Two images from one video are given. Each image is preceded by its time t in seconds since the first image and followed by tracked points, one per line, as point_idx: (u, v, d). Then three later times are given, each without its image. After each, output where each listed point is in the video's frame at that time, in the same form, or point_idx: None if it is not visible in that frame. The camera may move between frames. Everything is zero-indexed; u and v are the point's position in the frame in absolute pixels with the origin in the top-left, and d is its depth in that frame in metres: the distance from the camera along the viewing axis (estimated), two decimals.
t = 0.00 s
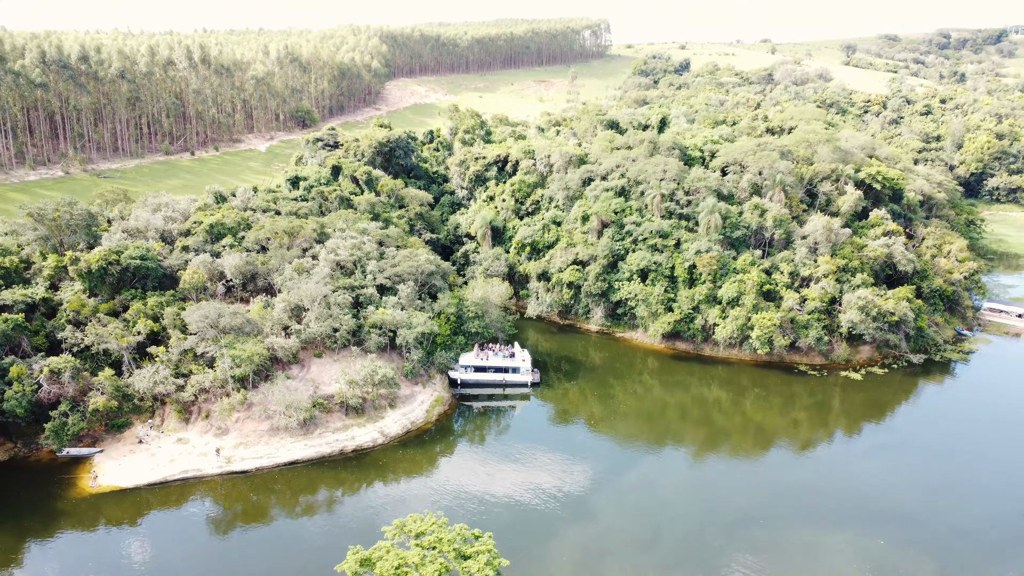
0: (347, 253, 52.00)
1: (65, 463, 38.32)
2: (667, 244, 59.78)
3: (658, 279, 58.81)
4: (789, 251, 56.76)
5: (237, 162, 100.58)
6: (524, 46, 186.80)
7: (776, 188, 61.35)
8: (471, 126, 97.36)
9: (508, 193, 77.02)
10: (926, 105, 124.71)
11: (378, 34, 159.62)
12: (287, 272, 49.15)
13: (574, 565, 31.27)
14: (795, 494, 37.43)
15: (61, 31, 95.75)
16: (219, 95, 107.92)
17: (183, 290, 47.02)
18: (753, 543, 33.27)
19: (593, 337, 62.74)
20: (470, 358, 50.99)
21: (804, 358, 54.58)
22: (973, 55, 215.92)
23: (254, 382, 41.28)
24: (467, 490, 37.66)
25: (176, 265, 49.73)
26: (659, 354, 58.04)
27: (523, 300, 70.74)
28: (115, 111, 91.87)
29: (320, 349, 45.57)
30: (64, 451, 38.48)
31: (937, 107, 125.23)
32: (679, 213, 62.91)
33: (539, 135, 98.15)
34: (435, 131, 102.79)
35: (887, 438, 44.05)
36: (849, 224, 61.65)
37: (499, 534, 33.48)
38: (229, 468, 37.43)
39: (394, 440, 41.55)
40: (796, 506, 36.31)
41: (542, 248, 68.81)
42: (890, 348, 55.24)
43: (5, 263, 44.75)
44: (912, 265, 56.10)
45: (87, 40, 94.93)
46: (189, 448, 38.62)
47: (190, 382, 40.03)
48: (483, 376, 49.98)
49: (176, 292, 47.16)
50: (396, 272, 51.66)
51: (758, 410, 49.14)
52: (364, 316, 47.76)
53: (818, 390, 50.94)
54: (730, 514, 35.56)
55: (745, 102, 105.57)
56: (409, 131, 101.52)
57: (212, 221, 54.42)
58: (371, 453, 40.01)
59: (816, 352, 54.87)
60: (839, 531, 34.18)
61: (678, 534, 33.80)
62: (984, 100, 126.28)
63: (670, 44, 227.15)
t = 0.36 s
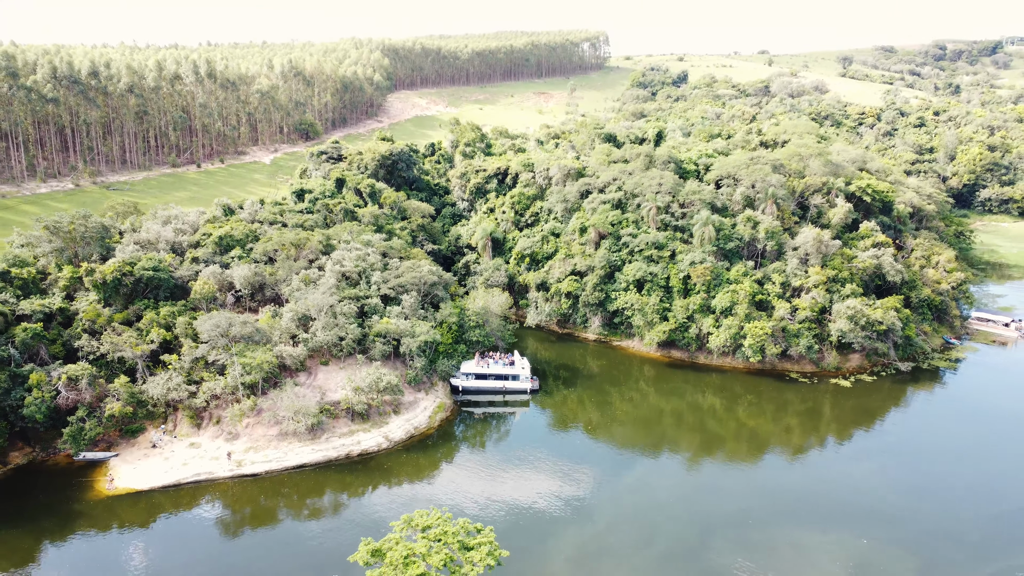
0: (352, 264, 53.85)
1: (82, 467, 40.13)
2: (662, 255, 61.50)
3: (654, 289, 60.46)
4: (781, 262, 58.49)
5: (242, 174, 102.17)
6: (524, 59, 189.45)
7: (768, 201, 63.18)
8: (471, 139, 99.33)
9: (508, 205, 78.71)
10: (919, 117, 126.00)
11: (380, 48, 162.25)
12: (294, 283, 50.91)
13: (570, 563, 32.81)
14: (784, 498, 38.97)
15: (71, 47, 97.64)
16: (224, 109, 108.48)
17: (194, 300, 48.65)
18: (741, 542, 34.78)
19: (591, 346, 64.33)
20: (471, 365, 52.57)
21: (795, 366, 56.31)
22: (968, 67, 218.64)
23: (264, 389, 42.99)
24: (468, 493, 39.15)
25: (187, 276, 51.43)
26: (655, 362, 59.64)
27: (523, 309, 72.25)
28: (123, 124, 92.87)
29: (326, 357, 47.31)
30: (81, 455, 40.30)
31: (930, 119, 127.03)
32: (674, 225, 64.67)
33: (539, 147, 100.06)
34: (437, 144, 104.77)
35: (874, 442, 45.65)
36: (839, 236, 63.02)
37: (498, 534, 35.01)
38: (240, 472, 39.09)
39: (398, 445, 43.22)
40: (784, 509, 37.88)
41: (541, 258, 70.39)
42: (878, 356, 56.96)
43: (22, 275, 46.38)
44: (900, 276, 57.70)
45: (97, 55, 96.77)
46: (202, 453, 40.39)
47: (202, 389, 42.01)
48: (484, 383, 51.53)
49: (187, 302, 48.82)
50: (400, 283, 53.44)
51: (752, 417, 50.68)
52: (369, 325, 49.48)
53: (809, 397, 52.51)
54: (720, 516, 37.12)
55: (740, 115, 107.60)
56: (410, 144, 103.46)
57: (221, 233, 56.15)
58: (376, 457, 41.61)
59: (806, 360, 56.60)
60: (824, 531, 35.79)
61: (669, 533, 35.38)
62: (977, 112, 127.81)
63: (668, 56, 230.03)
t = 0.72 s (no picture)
0: (357, 267, 55.57)
1: (98, 463, 41.83)
2: (658, 258, 63.07)
3: (650, 291, 62.05)
4: (773, 265, 60.14)
5: (247, 178, 103.77)
6: (524, 62, 191.33)
7: (761, 205, 64.81)
8: (472, 144, 101.04)
9: (508, 209, 80.34)
10: (914, 121, 127.41)
11: (382, 53, 164.14)
12: (301, 285, 52.63)
13: (566, 553, 34.41)
14: (772, 493, 40.59)
15: (79, 53, 99.42)
16: (230, 114, 110.46)
17: (204, 302, 50.31)
18: (730, 535, 36.36)
19: (589, 346, 65.95)
20: (472, 365, 54.26)
21: (786, 366, 58.10)
22: (965, 70, 220.12)
23: (273, 388, 44.67)
24: (469, 488, 40.78)
25: (197, 279, 53.13)
26: (650, 362, 61.26)
27: (523, 311, 73.83)
28: (131, 130, 94.45)
29: (332, 357, 49.02)
30: (98, 451, 42.03)
31: (925, 123, 128.51)
32: (670, 229, 66.29)
33: (538, 152, 101.79)
34: (438, 148, 106.52)
35: (861, 440, 47.28)
36: (831, 240, 64.45)
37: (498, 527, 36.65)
38: (250, 467, 40.77)
39: (402, 442, 44.96)
40: (772, 503, 39.50)
41: (541, 261, 71.93)
42: (867, 356, 58.72)
43: (39, 278, 48.02)
44: (890, 278, 59.30)
45: (105, 61, 98.50)
46: (213, 449, 42.08)
47: (213, 388, 43.74)
48: (484, 382, 53.21)
49: (197, 304, 50.51)
50: (403, 285, 55.17)
51: (744, 415, 52.34)
52: (374, 327, 51.19)
53: (800, 396, 54.18)
54: (710, 510, 38.74)
55: (737, 119, 109.29)
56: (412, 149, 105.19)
57: (230, 237, 57.79)
58: (381, 454, 43.35)
59: (797, 360, 58.34)
60: (810, 524, 37.38)
61: (660, 525, 37.00)
62: (971, 115, 129.24)
63: (667, 60, 231.88)
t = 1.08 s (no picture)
0: (361, 271, 57.31)
1: (114, 458, 43.57)
2: (654, 260, 64.69)
3: (646, 292, 63.68)
4: (766, 267, 61.81)
5: (251, 181, 105.43)
6: (524, 65, 193.02)
7: (754, 209, 66.49)
8: (472, 147, 102.64)
9: (508, 211, 81.88)
10: (909, 124, 128.94)
11: (383, 56, 165.84)
12: (308, 288, 54.42)
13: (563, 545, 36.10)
14: (760, 488, 42.30)
15: (87, 59, 101.16)
16: (234, 118, 111.80)
17: (214, 304, 51.97)
18: (719, 527, 38.06)
19: (586, 346, 67.55)
20: (473, 365, 55.95)
21: (778, 365, 59.76)
22: (962, 72, 221.48)
23: (280, 387, 46.41)
24: (470, 483, 42.46)
25: (207, 281, 54.83)
26: (647, 362, 62.93)
27: (522, 311, 75.35)
28: (138, 134, 96.13)
29: (338, 357, 50.77)
30: (114, 447, 43.78)
31: (920, 125, 129.97)
32: (666, 232, 67.92)
33: (538, 155, 103.35)
34: (439, 152, 108.15)
35: (848, 437, 48.99)
36: (822, 243, 66.08)
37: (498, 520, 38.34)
38: (259, 462, 42.42)
39: (406, 438, 46.68)
40: (761, 497, 41.18)
41: (540, 263, 73.44)
42: (857, 356, 60.50)
43: (55, 280, 49.66)
44: (879, 280, 60.90)
45: (112, 67, 100.19)
46: (224, 445, 43.80)
47: (224, 386, 45.46)
48: (485, 381, 54.87)
49: (207, 306, 52.15)
50: (406, 287, 56.93)
51: (737, 413, 54.00)
52: (378, 327, 52.90)
53: (792, 395, 55.84)
54: (701, 504, 40.40)
55: (733, 123, 110.93)
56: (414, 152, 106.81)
57: (237, 240, 59.46)
58: (385, 450, 45.06)
59: (789, 360, 59.98)
60: (797, 517, 39.04)
61: (653, 518, 38.66)
62: (966, 118, 130.73)
63: (666, 62, 233.44)
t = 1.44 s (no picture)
0: (365, 272, 59.06)
1: (128, 454, 45.22)
2: (650, 262, 66.37)
3: (642, 294, 65.32)
4: (759, 269, 63.46)
5: (256, 184, 107.01)
6: (524, 67, 194.68)
7: (748, 212, 68.14)
8: (473, 151, 104.28)
9: (508, 214, 83.41)
10: (904, 126, 130.42)
11: (385, 59, 167.51)
12: (314, 289, 56.23)
13: (560, 536, 37.69)
14: (750, 483, 43.96)
15: (94, 64, 102.86)
16: (239, 121, 113.66)
17: (223, 305, 53.64)
18: (709, 520, 39.69)
19: (584, 346, 69.13)
20: (474, 364, 57.60)
21: (771, 365, 61.40)
22: (959, 74, 222.70)
23: (288, 386, 48.14)
24: (470, 478, 44.11)
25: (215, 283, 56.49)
26: (643, 361, 64.55)
27: (522, 312, 76.89)
28: (145, 138, 97.78)
29: (343, 356, 52.45)
30: (127, 443, 45.43)
31: (915, 128, 131.43)
32: (662, 235, 69.58)
33: (537, 158, 104.96)
34: (440, 155, 109.74)
35: (837, 434, 50.65)
36: (814, 245, 67.74)
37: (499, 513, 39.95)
38: (268, 458, 44.10)
39: (409, 435, 48.40)
40: (751, 492, 42.83)
41: (539, 265, 75.07)
42: (848, 356, 62.22)
43: (69, 282, 51.29)
44: (869, 282, 62.54)
45: (118, 72, 101.91)
46: (233, 442, 45.48)
47: (233, 385, 47.17)
48: (485, 380, 56.52)
49: (216, 307, 53.83)
50: (409, 289, 58.71)
51: (730, 411, 55.64)
52: (382, 327, 54.62)
53: (784, 394, 57.48)
54: (693, 499, 42.00)
55: (730, 126, 112.53)
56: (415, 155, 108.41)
57: (245, 243, 61.15)
58: (390, 445, 46.78)
59: (781, 360, 61.62)
60: (784, 510, 40.69)
61: (646, 511, 40.26)
62: (960, 120, 132.26)
63: (665, 64, 234.94)
